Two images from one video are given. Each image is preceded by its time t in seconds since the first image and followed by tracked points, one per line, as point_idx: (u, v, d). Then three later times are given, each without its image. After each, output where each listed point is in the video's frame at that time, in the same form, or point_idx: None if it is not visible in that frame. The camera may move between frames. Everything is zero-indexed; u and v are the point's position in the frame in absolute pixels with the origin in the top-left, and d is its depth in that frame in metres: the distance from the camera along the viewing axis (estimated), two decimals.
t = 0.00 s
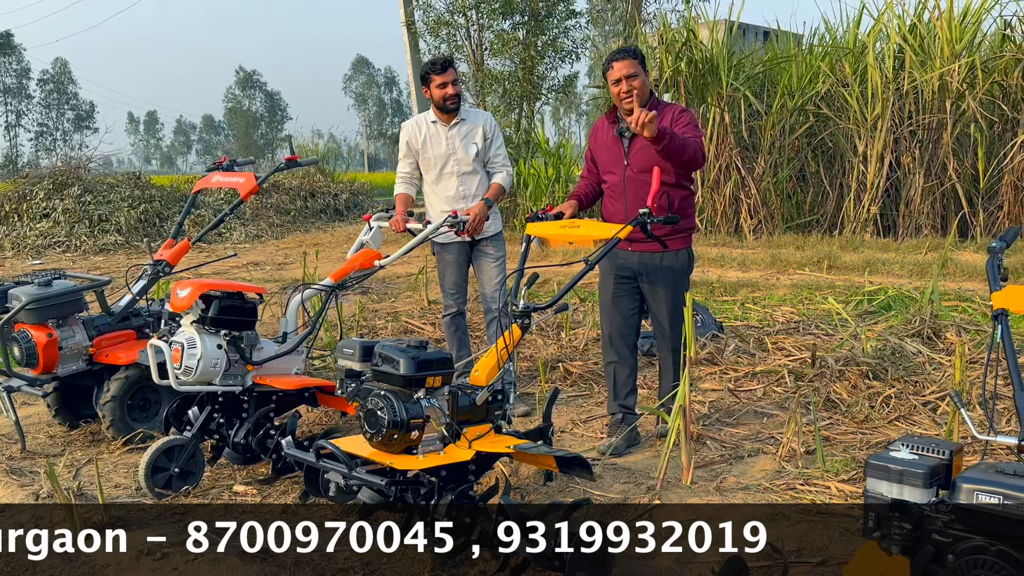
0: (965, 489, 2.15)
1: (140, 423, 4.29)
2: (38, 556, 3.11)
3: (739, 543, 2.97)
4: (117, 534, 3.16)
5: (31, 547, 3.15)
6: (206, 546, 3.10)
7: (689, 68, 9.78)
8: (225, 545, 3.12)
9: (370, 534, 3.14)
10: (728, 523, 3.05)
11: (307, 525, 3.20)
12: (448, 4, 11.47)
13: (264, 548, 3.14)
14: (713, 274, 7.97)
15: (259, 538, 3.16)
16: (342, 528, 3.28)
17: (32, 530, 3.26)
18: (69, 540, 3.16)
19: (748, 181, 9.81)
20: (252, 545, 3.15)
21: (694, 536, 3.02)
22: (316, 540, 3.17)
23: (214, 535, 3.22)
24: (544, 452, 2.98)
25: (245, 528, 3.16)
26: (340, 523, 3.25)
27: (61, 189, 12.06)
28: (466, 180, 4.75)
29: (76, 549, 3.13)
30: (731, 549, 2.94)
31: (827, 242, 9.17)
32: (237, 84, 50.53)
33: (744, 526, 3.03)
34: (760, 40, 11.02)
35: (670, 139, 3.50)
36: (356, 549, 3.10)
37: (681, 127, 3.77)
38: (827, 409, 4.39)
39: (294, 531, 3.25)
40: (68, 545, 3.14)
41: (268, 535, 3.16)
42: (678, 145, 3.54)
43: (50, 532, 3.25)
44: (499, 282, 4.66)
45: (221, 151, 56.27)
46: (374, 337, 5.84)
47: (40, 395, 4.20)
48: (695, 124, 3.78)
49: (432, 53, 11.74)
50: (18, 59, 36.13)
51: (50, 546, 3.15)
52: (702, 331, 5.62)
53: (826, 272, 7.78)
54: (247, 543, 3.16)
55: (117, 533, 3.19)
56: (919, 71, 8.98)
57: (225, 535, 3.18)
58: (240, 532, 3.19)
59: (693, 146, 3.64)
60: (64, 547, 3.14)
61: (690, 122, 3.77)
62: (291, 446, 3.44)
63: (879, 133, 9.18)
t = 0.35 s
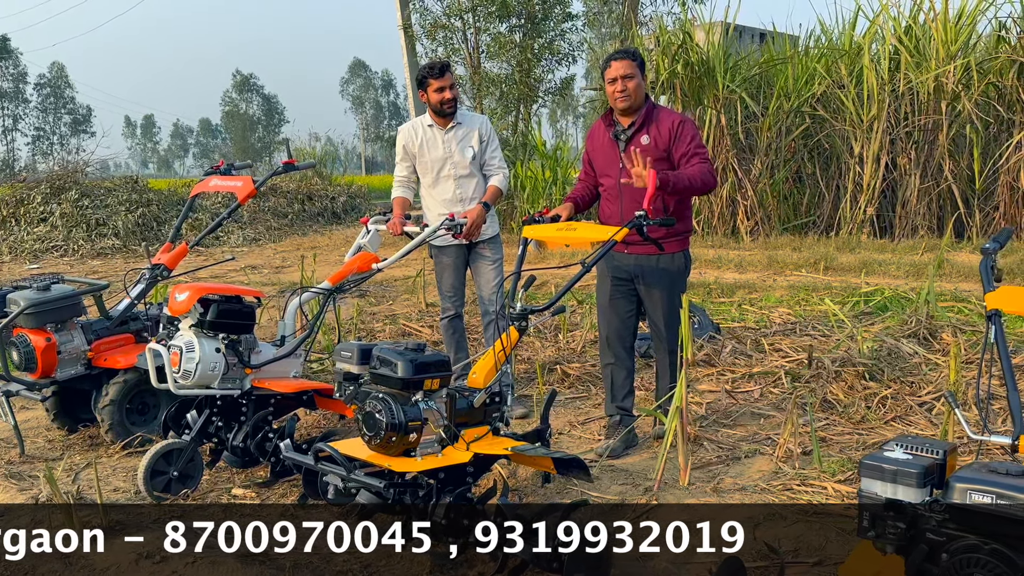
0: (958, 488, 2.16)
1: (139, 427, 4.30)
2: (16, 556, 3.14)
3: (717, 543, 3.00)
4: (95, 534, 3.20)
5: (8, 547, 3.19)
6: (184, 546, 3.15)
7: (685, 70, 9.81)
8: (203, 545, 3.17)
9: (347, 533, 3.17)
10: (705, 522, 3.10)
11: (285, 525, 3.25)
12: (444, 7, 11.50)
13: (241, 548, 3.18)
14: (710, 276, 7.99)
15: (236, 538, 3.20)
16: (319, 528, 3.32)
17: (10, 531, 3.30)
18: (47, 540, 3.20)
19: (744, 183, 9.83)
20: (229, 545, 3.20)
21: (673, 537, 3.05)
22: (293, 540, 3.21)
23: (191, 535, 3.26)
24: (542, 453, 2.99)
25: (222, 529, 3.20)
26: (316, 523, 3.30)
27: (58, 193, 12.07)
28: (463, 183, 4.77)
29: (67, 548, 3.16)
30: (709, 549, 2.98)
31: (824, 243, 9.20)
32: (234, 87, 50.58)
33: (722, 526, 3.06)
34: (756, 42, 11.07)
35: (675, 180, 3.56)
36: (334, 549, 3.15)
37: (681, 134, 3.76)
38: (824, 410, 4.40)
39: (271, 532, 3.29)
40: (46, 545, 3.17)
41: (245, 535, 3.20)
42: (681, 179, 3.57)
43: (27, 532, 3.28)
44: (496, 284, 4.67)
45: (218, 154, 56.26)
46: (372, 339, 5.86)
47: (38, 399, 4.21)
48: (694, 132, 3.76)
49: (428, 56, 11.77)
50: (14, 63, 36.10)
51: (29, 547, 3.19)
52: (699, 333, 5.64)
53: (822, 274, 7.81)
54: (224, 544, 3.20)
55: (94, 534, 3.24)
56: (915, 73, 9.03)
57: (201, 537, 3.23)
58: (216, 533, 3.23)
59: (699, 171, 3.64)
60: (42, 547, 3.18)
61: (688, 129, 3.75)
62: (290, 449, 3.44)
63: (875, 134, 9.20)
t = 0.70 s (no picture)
0: (950, 488, 2.17)
1: (141, 430, 4.32)
2: None
3: (694, 543, 3.04)
4: (72, 534, 3.23)
5: None
6: (161, 546, 3.19)
7: (684, 73, 9.85)
8: (181, 545, 3.21)
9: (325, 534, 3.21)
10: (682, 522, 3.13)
11: (262, 525, 3.30)
12: (444, 11, 11.55)
13: (219, 547, 3.23)
14: (709, 278, 8.02)
15: (214, 538, 3.25)
16: (297, 528, 3.37)
17: None
18: (25, 541, 3.27)
19: (744, 185, 9.86)
20: (207, 544, 3.25)
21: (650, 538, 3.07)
22: (271, 540, 3.26)
23: (169, 535, 3.32)
24: (541, 455, 3.00)
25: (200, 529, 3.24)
26: (294, 524, 3.34)
27: (60, 198, 12.10)
28: (463, 187, 4.80)
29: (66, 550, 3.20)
30: (687, 549, 3.01)
31: (823, 244, 9.22)
32: (235, 91, 50.68)
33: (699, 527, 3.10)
34: (755, 44, 11.11)
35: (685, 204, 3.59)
36: (312, 549, 3.19)
37: (686, 139, 3.77)
38: (823, 411, 4.42)
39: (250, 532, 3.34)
40: (23, 545, 3.23)
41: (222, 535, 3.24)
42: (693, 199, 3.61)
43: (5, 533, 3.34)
44: (496, 287, 4.70)
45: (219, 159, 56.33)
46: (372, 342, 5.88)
47: (41, 403, 4.23)
48: (698, 137, 3.78)
49: (428, 60, 11.81)
50: (15, 68, 36.15)
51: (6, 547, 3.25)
52: (699, 334, 5.67)
53: (822, 275, 7.83)
54: (203, 544, 3.26)
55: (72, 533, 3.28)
56: (914, 74, 9.06)
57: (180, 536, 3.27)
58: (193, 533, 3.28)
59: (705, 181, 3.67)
60: (20, 548, 3.24)
61: (692, 135, 3.77)
62: (292, 451, 3.47)
63: (874, 135, 9.23)
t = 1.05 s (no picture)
0: (948, 487, 2.18)
1: (146, 433, 4.35)
2: None
3: (672, 542, 3.06)
4: (50, 534, 3.30)
5: None
6: (139, 546, 3.22)
7: (686, 75, 9.87)
8: (158, 545, 3.24)
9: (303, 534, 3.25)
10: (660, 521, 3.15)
11: (241, 525, 3.33)
12: (447, 14, 11.58)
13: (197, 547, 3.24)
14: (713, 279, 8.03)
15: (191, 538, 3.26)
16: (275, 528, 3.40)
17: None
18: (21, 542, 3.31)
19: (747, 186, 9.86)
20: (185, 544, 3.26)
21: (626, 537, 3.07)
22: (249, 540, 3.28)
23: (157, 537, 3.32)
24: (544, 457, 3.01)
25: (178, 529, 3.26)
26: (272, 523, 3.38)
27: (66, 202, 12.16)
28: (465, 190, 4.82)
29: (69, 552, 3.24)
30: (665, 549, 3.03)
31: (827, 245, 9.22)
32: (240, 95, 50.83)
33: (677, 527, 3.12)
34: (758, 45, 11.12)
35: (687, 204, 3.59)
36: (290, 550, 3.22)
37: (684, 139, 3.77)
38: (825, 411, 4.43)
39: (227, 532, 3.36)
40: None
41: (200, 536, 3.26)
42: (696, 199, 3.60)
43: None
44: (499, 289, 4.72)
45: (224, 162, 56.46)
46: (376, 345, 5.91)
47: (47, 406, 4.26)
48: (698, 135, 3.77)
49: (431, 62, 11.85)
50: (21, 73, 36.31)
51: None
52: (701, 336, 5.68)
53: (825, 276, 7.84)
54: (181, 544, 3.27)
55: (50, 534, 3.33)
56: (917, 75, 9.06)
57: (157, 536, 3.30)
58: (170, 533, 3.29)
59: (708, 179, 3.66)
60: None
61: (691, 133, 3.77)
62: (295, 454, 3.49)
63: (877, 136, 9.23)
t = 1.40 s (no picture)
0: (946, 484, 2.18)
1: (152, 435, 4.37)
2: None
3: (650, 543, 3.07)
4: (28, 534, 3.36)
5: None
6: (116, 546, 3.26)
7: (692, 75, 9.87)
8: (136, 545, 3.28)
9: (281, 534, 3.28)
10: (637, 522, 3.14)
11: (218, 525, 3.35)
12: (453, 16, 11.60)
13: (174, 548, 3.27)
14: (719, 279, 8.02)
15: (169, 539, 3.29)
16: (252, 528, 3.42)
17: None
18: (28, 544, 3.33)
19: (754, 186, 9.84)
20: (163, 544, 3.29)
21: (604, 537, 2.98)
22: (226, 540, 3.31)
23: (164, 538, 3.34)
24: (547, 457, 3.01)
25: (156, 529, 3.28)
26: (250, 523, 3.40)
27: (75, 206, 12.23)
28: (469, 191, 4.84)
29: (76, 552, 3.26)
30: (642, 549, 3.05)
31: (834, 245, 9.20)
32: (248, 98, 51.04)
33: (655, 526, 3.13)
34: (764, 45, 11.12)
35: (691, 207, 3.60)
36: (268, 549, 3.25)
37: (686, 141, 3.78)
38: (830, 411, 4.42)
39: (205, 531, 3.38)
40: None
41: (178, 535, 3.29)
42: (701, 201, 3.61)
43: None
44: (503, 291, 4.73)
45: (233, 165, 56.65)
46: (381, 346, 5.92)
47: (55, 408, 4.29)
48: (700, 136, 3.78)
49: (437, 64, 11.87)
50: (31, 78, 36.52)
51: None
52: (707, 336, 5.68)
53: (832, 276, 7.82)
54: (159, 543, 3.29)
55: (28, 534, 3.37)
56: (923, 73, 9.04)
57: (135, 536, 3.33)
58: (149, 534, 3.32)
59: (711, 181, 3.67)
60: None
61: (693, 135, 3.77)
62: (300, 455, 3.51)
63: (884, 135, 9.21)
